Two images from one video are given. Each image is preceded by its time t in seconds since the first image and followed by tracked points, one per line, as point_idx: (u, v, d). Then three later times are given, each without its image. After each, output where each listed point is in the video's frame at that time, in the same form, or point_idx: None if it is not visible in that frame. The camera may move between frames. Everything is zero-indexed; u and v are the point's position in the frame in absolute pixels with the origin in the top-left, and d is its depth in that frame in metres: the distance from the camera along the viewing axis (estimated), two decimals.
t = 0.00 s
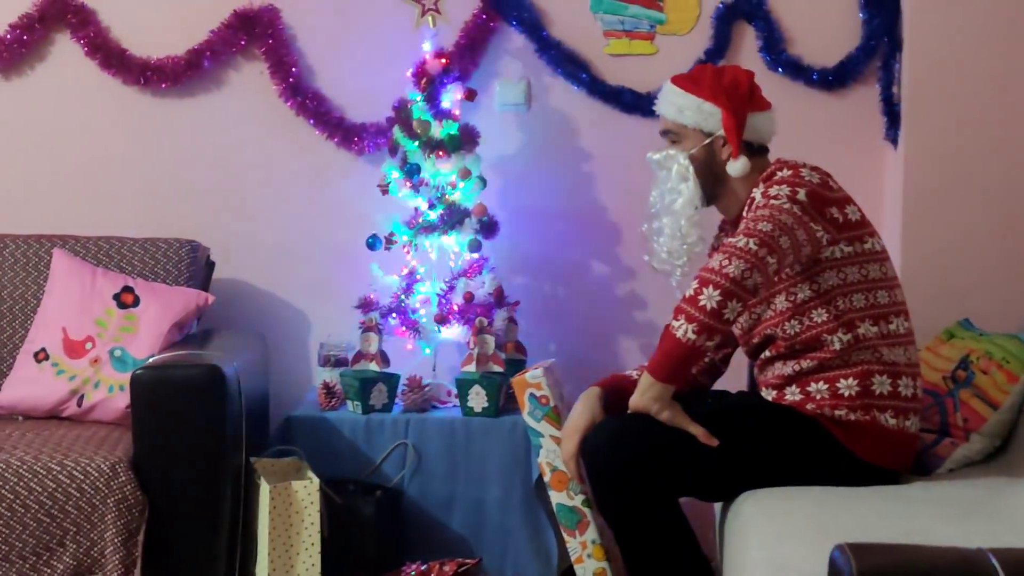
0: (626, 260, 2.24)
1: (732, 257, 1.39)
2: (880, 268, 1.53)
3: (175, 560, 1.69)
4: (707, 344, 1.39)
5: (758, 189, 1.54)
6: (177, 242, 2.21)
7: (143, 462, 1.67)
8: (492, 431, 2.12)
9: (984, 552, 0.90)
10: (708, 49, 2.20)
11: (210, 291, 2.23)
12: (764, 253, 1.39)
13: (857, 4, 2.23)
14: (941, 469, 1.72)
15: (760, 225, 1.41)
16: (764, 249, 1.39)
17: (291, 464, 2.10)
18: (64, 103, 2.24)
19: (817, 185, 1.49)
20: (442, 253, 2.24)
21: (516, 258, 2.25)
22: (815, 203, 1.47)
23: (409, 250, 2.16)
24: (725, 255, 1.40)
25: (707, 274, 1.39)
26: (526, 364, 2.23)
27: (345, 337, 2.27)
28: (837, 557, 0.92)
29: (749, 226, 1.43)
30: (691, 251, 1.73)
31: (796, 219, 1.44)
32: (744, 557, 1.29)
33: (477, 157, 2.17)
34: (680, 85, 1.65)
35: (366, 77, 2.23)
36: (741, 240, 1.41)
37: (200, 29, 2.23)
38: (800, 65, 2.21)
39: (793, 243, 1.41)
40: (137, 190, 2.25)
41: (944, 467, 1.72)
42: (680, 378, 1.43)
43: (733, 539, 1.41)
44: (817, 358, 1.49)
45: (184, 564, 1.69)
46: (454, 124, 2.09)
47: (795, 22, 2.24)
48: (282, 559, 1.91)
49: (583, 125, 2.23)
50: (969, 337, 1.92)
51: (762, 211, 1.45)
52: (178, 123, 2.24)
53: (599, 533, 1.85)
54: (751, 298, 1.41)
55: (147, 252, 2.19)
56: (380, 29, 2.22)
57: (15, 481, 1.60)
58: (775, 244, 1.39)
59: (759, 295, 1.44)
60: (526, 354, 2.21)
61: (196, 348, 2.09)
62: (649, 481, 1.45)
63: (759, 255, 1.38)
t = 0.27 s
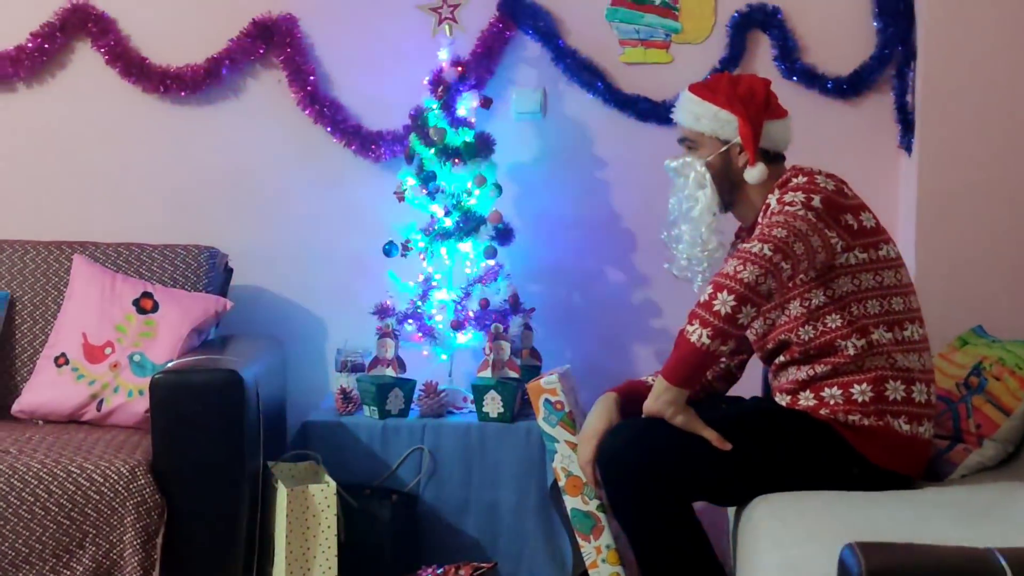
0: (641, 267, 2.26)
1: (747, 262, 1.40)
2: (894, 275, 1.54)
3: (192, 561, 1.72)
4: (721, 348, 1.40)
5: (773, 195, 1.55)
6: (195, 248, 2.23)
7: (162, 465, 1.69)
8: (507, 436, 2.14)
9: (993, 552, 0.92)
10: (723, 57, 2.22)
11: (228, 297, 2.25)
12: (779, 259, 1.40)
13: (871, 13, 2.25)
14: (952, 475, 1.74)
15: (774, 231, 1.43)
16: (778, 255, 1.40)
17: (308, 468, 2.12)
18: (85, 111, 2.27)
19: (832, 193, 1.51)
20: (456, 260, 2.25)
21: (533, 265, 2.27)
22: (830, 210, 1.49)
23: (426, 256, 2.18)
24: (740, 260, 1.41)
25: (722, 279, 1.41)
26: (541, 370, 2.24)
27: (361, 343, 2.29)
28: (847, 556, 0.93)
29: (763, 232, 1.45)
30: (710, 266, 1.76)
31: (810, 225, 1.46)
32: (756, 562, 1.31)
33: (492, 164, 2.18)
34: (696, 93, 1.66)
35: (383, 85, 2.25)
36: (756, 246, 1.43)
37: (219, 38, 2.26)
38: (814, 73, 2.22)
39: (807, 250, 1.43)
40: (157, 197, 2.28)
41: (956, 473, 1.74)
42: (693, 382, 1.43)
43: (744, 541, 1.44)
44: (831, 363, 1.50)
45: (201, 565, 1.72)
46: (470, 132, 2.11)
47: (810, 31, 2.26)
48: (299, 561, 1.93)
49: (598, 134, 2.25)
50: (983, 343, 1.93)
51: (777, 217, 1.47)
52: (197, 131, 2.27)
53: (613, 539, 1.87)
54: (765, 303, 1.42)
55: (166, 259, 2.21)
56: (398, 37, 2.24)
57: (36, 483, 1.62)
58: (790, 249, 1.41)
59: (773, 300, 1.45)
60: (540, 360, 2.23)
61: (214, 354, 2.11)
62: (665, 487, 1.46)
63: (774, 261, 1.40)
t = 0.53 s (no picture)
0: (652, 279, 2.26)
1: (758, 275, 1.41)
2: (906, 288, 1.53)
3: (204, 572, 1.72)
4: (732, 361, 1.41)
5: (785, 207, 1.54)
6: (207, 260, 2.24)
7: (174, 476, 1.70)
8: (518, 449, 2.14)
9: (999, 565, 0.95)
10: (735, 70, 2.22)
11: (240, 309, 2.26)
12: (790, 272, 1.40)
13: (883, 26, 2.25)
14: (964, 489, 1.73)
15: (786, 244, 1.42)
16: (789, 268, 1.40)
17: (318, 479, 2.11)
18: (98, 122, 2.28)
19: (844, 205, 1.50)
20: (467, 272, 2.26)
21: (544, 278, 2.27)
22: (841, 223, 1.48)
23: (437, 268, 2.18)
24: (752, 273, 1.42)
25: (733, 292, 1.41)
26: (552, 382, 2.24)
27: (373, 355, 2.29)
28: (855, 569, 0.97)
29: (775, 246, 1.44)
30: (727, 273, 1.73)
31: (822, 238, 1.45)
32: None
33: (504, 176, 2.18)
34: (708, 106, 1.64)
35: (395, 98, 2.26)
36: (767, 259, 1.43)
37: (232, 50, 2.27)
38: (825, 86, 2.22)
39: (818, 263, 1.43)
40: (169, 208, 2.29)
41: (967, 487, 1.74)
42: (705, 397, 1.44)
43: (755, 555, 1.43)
44: (842, 376, 1.49)
45: None
46: (481, 144, 2.12)
47: (821, 44, 2.26)
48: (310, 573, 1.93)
49: (610, 146, 2.26)
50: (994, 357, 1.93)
51: (789, 230, 1.46)
52: (209, 143, 2.28)
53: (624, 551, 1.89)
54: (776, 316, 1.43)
55: (178, 270, 2.22)
56: (410, 50, 2.25)
57: (49, 494, 1.63)
58: (801, 263, 1.41)
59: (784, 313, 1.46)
60: (551, 372, 2.23)
61: (226, 365, 2.11)
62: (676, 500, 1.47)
63: (785, 274, 1.40)
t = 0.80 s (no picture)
0: (661, 291, 2.26)
1: (767, 288, 1.41)
2: (915, 300, 1.54)
3: None
4: (741, 374, 1.41)
5: (792, 221, 1.54)
6: (217, 272, 2.25)
7: (183, 488, 1.70)
8: (526, 461, 2.14)
9: None
10: (743, 83, 2.23)
11: (249, 321, 2.26)
12: (798, 285, 1.41)
13: (890, 39, 2.25)
14: (974, 502, 1.73)
15: (794, 257, 1.43)
16: (797, 281, 1.41)
17: (326, 492, 2.10)
18: (108, 135, 2.29)
19: (852, 218, 1.50)
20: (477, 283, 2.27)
21: (553, 291, 2.27)
22: (849, 235, 1.49)
23: (446, 280, 2.18)
24: (760, 286, 1.42)
25: (742, 306, 1.42)
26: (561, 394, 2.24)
27: (381, 367, 2.29)
28: None
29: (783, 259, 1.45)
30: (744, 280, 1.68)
31: (830, 251, 1.45)
32: None
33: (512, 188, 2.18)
34: (714, 122, 1.65)
35: (405, 111, 2.27)
36: (775, 272, 1.44)
37: (242, 63, 2.28)
38: (833, 99, 2.22)
39: (826, 275, 1.43)
40: (178, 220, 2.29)
41: (977, 500, 1.72)
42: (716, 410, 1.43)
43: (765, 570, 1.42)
44: (851, 389, 1.49)
45: None
46: (490, 156, 2.10)
47: (829, 57, 2.26)
48: None
49: (618, 158, 2.26)
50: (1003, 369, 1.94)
51: (797, 243, 1.47)
52: (219, 155, 2.28)
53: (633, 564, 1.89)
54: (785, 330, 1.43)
55: (187, 282, 2.22)
56: (419, 63, 2.26)
57: (59, 506, 1.64)
58: (809, 275, 1.42)
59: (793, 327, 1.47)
60: (560, 384, 2.23)
61: (235, 377, 2.11)
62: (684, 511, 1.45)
63: (792, 287, 1.41)
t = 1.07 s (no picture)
0: (666, 303, 2.26)
1: (771, 301, 1.40)
2: (920, 313, 1.54)
3: None
4: (746, 387, 1.41)
5: (797, 234, 1.54)
6: (223, 284, 2.25)
7: (188, 499, 1.71)
8: (532, 473, 2.14)
9: None
10: (749, 95, 2.23)
11: (255, 332, 2.26)
12: (803, 298, 1.41)
13: (896, 52, 2.26)
14: (979, 514, 1.74)
15: (799, 270, 1.43)
16: (802, 294, 1.41)
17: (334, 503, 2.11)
18: (116, 146, 2.29)
19: (857, 231, 1.51)
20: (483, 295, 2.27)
21: (559, 303, 2.28)
22: (854, 248, 1.49)
23: (452, 292, 2.18)
24: (764, 299, 1.42)
25: (747, 319, 1.41)
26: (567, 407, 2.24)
27: (387, 379, 2.30)
28: None
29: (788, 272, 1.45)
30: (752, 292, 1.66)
31: (835, 264, 1.46)
32: None
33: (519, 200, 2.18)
34: (719, 137, 1.65)
35: (411, 123, 2.27)
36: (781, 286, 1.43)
37: (249, 75, 2.28)
38: (840, 111, 2.23)
39: (831, 288, 1.43)
40: (185, 231, 2.30)
41: (982, 512, 1.74)
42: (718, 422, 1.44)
43: None
44: (856, 402, 1.49)
45: None
46: (496, 169, 2.12)
47: (835, 69, 2.26)
48: None
49: (624, 170, 2.26)
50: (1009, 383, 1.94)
51: (801, 256, 1.47)
52: (225, 167, 2.29)
53: None
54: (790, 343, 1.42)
55: (194, 293, 2.23)
56: (425, 76, 2.27)
57: (65, 517, 1.64)
58: (814, 288, 1.41)
59: (798, 340, 1.46)
60: (567, 396, 2.23)
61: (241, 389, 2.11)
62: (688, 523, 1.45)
63: (798, 300, 1.40)
